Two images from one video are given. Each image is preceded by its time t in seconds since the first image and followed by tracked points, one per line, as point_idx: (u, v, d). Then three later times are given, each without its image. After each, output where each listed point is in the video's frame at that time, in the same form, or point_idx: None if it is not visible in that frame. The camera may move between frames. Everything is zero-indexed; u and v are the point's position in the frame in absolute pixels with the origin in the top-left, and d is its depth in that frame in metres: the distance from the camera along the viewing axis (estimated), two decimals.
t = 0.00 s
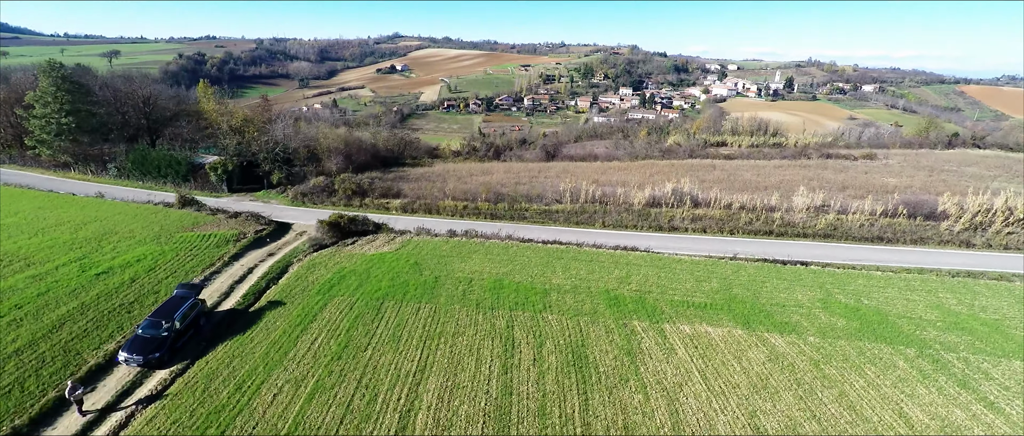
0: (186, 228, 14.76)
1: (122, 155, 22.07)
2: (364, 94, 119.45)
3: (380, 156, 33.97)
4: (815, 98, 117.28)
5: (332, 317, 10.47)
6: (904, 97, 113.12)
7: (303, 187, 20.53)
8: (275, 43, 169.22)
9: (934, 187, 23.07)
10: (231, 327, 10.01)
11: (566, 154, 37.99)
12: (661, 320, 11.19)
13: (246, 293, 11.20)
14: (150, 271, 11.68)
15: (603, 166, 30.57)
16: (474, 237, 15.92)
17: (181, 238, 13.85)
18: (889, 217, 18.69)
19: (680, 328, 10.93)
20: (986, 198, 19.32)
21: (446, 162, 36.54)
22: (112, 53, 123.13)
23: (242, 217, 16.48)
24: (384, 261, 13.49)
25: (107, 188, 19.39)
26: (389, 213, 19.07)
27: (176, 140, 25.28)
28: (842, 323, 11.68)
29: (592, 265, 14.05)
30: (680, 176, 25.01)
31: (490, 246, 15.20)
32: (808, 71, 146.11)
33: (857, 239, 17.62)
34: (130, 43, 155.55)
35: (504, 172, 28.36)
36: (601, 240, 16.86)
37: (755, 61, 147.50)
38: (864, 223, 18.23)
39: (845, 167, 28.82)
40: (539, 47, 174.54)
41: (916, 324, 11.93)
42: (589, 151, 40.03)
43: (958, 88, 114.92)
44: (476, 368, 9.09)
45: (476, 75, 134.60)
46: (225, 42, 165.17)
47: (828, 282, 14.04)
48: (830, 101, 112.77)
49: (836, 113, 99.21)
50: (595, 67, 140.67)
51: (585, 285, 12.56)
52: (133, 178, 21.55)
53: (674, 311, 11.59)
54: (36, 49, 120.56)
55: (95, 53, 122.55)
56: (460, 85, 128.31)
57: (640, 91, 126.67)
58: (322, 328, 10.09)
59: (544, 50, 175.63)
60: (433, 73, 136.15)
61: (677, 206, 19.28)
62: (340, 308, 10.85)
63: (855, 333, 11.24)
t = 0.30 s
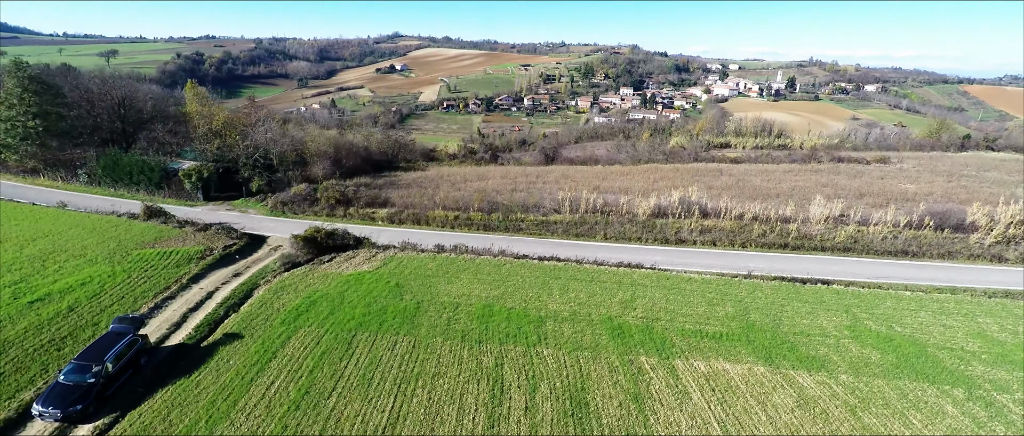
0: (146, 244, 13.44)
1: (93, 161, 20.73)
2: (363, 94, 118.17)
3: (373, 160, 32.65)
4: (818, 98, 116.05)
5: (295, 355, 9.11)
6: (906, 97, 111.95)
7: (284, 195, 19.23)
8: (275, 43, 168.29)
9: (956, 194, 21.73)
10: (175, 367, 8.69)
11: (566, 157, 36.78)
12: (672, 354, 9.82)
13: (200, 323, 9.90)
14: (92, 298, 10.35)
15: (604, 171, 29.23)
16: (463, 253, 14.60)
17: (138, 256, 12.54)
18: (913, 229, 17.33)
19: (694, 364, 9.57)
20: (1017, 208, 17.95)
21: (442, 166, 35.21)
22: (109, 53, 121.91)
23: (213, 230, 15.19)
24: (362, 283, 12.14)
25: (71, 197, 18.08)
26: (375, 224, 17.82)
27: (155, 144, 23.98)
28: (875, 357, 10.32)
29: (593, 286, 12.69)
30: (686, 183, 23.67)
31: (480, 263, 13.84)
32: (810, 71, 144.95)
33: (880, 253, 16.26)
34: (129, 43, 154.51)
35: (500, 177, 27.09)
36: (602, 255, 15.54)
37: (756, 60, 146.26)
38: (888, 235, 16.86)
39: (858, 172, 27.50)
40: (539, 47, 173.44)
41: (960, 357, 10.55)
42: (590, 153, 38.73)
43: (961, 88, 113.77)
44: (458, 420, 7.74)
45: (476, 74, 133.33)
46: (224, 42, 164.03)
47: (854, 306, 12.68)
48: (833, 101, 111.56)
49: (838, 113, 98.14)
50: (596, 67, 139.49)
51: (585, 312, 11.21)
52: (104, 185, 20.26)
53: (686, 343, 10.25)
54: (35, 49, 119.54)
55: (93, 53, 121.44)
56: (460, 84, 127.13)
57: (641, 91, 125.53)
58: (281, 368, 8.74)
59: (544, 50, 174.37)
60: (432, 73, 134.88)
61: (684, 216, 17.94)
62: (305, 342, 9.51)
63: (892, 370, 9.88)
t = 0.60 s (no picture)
0: (91, 267, 12.01)
1: (56, 167, 19.20)
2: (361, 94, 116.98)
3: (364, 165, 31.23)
4: (820, 98, 114.83)
5: (239, 411, 7.62)
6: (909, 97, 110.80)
7: (259, 205, 17.78)
8: (274, 43, 167.36)
9: (982, 204, 20.31)
10: (92, 428, 7.20)
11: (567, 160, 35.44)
12: (689, 406, 8.36)
13: (131, 368, 8.44)
14: (9, 337, 8.92)
15: (606, 177, 27.77)
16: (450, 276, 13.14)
17: (78, 281, 11.11)
18: (945, 244, 15.82)
19: (716, 419, 8.11)
20: None
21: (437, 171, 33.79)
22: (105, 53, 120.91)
23: (173, 247, 13.75)
24: (332, 313, 10.68)
25: (26, 212, 16.65)
26: (357, 238, 16.38)
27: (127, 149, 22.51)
28: (926, 406, 8.83)
29: (594, 314, 11.24)
30: (694, 192, 22.20)
31: (468, 288, 12.37)
32: (812, 71, 143.69)
33: (910, 272, 14.76)
34: (128, 43, 153.44)
35: (497, 183, 25.68)
36: (604, 275, 14.07)
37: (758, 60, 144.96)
38: (918, 251, 15.37)
39: (873, 178, 26.04)
40: (540, 47, 172.31)
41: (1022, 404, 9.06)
42: (591, 157, 37.34)
43: (964, 88, 112.61)
44: None
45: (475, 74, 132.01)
46: (222, 42, 162.97)
47: (890, 337, 11.22)
48: (836, 101, 110.25)
49: (839, 114, 97.02)
50: (597, 67, 138.23)
51: (586, 349, 9.77)
52: (68, 194, 18.83)
53: (705, 391, 8.79)
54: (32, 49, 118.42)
55: (91, 53, 120.35)
56: (459, 85, 125.90)
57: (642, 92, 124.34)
58: (220, 430, 7.24)
59: (544, 50, 173.11)
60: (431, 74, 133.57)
61: (695, 230, 16.44)
62: (254, 393, 8.03)
63: (948, 423, 8.41)
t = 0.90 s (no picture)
0: (24, 296, 10.63)
1: (14, 175, 17.83)
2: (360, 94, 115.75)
3: (354, 170, 29.81)
4: (823, 98, 113.41)
5: None
6: (912, 97, 109.46)
7: (231, 217, 16.35)
8: (274, 43, 166.25)
9: (1013, 215, 18.85)
10: None
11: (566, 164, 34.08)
12: None
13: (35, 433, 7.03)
14: None
15: (608, 183, 26.30)
16: (433, 302, 11.67)
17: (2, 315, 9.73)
18: (983, 263, 14.33)
19: None
20: None
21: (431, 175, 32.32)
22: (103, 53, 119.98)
23: (124, 269, 12.33)
24: (293, 352, 9.22)
25: None
26: (335, 255, 14.95)
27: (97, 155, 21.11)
28: None
29: (596, 352, 9.80)
30: (701, 201, 20.73)
31: (453, 318, 10.90)
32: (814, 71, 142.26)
33: (947, 294, 13.22)
34: (128, 43, 152.50)
35: (492, 190, 24.28)
36: (607, 299, 12.58)
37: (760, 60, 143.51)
38: (954, 271, 13.87)
39: (891, 185, 24.53)
40: (540, 47, 171.07)
41: None
42: (592, 161, 35.89)
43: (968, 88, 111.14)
44: None
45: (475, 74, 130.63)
46: (222, 42, 162.04)
47: (937, 378, 9.75)
48: (839, 101, 108.80)
49: (842, 114, 95.63)
50: (598, 67, 136.91)
51: (587, 400, 8.32)
52: (27, 204, 17.47)
53: None
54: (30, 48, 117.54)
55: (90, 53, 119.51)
56: (459, 85, 124.61)
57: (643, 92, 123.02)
58: None
59: (544, 50, 171.83)
60: (431, 74, 132.32)
61: (706, 246, 14.97)
62: None
63: None
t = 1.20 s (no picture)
0: None
1: None
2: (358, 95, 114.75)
3: (343, 176, 28.42)
4: (826, 98, 112.11)
5: None
6: (916, 98, 108.21)
7: (197, 232, 14.91)
8: (274, 43, 165.59)
9: None
10: None
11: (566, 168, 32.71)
12: None
13: None
14: None
15: (609, 190, 24.87)
16: (413, 335, 10.25)
17: None
18: None
19: None
20: None
21: (424, 181, 30.91)
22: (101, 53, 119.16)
23: (64, 296, 10.89)
24: (240, 405, 7.81)
25: None
26: (309, 276, 13.52)
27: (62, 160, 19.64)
28: None
29: (598, 403, 8.44)
30: (711, 212, 19.30)
31: (434, 356, 9.48)
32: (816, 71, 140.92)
33: (991, 322, 11.67)
34: (128, 42, 152.10)
35: (488, 198, 22.89)
36: (609, 330, 11.16)
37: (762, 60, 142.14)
38: (997, 296, 12.38)
39: (911, 193, 23.06)
40: (541, 47, 169.88)
41: None
42: (593, 165, 34.50)
43: (973, 88, 109.65)
44: None
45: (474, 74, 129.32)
46: (221, 41, 161.11)
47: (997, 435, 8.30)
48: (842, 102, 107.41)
49: (845, 114, 94.31)
50: (599, 67, 135.71)
51: None
52: None
53: None
54: (30, 47, 116.85)
55: (89, 52, 118.80)
56: (458, 85, 123.35)
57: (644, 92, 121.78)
58: None
59: (545, 50, 170.64)
60: (430, 74, 131.08)
61: (719, 266, 13.53)
62: None
63: None
